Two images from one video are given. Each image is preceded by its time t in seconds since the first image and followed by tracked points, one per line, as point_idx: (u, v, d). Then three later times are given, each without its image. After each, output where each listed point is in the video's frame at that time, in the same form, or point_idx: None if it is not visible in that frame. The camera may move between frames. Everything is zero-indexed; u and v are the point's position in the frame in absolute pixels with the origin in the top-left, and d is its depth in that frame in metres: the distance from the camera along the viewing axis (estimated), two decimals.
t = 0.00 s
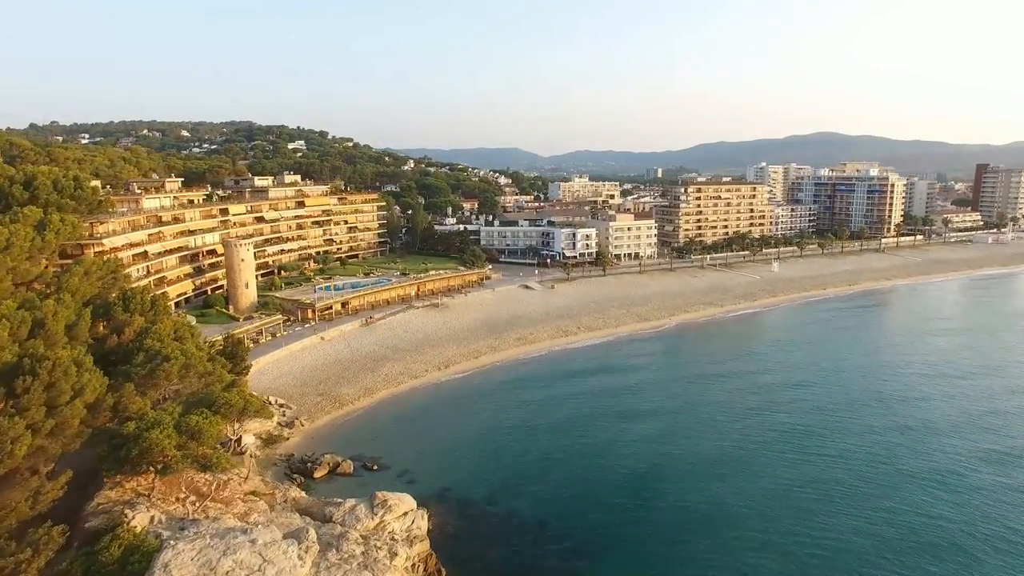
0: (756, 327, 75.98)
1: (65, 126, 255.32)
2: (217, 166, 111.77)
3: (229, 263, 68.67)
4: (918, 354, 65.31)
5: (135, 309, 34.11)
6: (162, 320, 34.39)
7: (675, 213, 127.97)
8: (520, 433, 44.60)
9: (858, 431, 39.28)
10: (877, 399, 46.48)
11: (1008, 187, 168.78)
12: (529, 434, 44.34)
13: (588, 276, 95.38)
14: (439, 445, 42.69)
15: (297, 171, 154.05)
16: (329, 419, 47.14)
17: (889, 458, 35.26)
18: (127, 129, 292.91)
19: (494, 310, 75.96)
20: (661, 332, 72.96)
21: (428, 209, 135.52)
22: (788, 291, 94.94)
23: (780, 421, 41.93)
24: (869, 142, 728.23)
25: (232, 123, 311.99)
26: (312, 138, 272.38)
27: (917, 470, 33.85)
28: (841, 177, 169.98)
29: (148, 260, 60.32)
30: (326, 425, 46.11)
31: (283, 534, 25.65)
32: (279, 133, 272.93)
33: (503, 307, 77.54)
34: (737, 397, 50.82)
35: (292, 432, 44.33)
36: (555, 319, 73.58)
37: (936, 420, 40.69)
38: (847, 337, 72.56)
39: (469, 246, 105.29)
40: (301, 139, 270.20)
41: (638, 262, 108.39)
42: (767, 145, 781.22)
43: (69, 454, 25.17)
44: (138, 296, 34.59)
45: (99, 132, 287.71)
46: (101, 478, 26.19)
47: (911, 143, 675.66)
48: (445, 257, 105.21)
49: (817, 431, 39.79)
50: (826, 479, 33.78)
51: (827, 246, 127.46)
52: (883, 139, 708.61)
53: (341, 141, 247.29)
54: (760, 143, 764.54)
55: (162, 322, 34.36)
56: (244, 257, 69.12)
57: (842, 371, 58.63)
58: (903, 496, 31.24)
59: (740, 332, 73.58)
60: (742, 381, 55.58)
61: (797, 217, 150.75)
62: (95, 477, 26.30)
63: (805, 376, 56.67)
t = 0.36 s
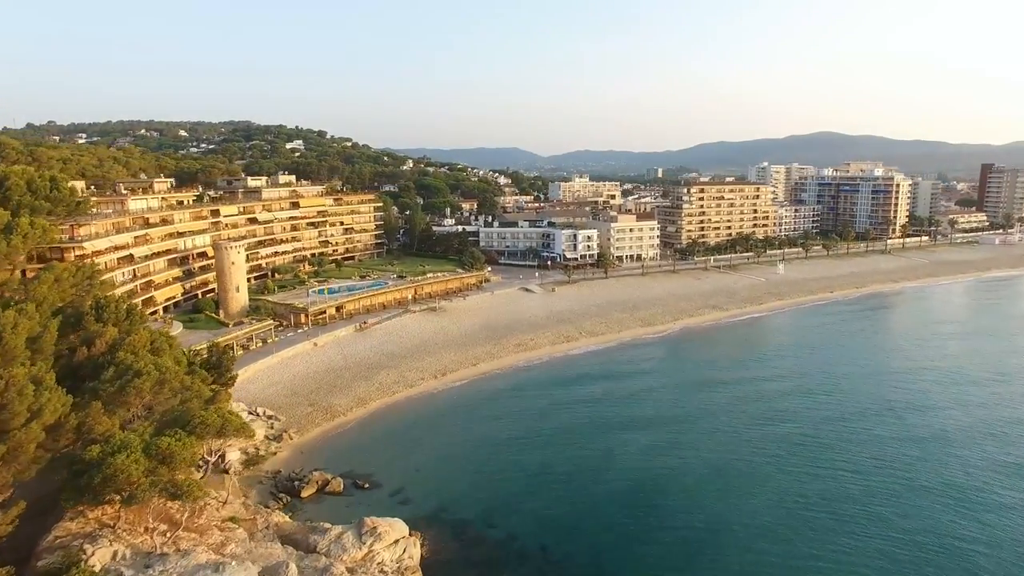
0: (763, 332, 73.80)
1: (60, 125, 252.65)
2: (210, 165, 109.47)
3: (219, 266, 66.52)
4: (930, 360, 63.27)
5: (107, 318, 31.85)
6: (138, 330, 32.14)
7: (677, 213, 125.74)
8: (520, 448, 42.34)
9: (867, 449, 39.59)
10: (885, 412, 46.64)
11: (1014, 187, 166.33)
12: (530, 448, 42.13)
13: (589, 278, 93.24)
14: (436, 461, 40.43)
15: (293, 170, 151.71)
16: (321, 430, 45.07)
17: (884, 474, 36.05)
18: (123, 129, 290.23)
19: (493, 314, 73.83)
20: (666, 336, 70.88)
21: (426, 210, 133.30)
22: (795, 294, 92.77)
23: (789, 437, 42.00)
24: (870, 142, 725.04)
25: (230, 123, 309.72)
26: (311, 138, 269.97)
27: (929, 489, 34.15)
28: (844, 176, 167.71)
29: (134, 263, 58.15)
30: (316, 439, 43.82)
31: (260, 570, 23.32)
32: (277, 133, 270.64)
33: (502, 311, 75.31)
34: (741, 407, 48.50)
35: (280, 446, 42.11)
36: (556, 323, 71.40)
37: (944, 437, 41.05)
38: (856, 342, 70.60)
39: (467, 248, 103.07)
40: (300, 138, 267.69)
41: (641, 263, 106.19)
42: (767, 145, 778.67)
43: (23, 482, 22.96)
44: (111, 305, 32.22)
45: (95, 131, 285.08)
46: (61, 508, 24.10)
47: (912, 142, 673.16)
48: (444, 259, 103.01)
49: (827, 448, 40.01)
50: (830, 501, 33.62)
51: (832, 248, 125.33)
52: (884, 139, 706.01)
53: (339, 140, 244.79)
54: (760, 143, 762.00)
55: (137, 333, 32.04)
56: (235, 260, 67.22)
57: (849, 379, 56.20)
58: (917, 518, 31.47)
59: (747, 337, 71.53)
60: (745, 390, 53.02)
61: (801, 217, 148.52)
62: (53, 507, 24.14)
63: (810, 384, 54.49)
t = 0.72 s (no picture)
0: (769, 337, 71.67)
1: (58, 125, 250.80)
2: (204, 165, 107.18)
3: (208, 269, 64.34)
4: (944, 366, 61.08)
5: (76, 329, 29.57)
6: (110, 342, 29.78)
7: (680, 214, 123.55)
8: (520, 462, 40.10)
9: (873, 460, 38.35)
10: (889, 418, 45.37)
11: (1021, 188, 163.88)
12: (531, 463, 39.83)
13: (590, 281, 91.10)
14: (429, 478, 38.19)
15: (290, 171, 149.54)
16: (311, 443, 42.91)
17: (899, 489, 34.65)
18: (121, 129, 288.06)
19: (492, 318, 71.73)
20: (670, 341, 68.73)
21: (424, 210, 131.16)
22: (801, 297, 90.62)
23: (793, 447, 40.60)
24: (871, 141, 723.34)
25: (228, 124, 307.85)
26: (309, 138, 267.89)
27: (940, 506, 32.95)
28: (849, 176, 165.40)
29: (118, 266, 56.02)
30: (305, 453, 41.59)
31: None
32: (276, 133, 268.44)
33: (502, 316, 73.08)
34: (744, 415, 46.37)
35: (267, 461, 39.88)
36: (557, 327, 69.24)
37: (949, 448, 39.96)
38: (866, 347, 68.47)
39: (466, 250, 100.85)
40: (298, 138, 265.62)
41: (643, 266, 104.04)
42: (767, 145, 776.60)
43: None
44: (81, 314, 29.92)
45: (93, 131, 283.19)
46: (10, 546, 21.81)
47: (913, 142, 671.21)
48: (442, 261, 100.85)
49: (836, 459, 38.58)
50: (843, 518, 32.17)
51: (837, 249, 123.16)
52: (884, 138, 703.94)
53: (338, 140, 242.63)
54: (761, 143, 759.29)
55: (109, 345, 29.75)
56: (226, 263, 65.07)
57: (855, 385, 53.94)
58: (932, 539, 30.19)
59: (754, 341, 69.40)
60: (746, 397, 50.75)
61: (805, 218, 146.28)
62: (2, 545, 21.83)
63: (813, 390, 52.37)
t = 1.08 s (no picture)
0: (776, 341, 69.45)
1: (55, 125, 249.13)
2: (197, 165, 104.92)
3: (197, 273, 62.12)
4: (961, 373, 58.80)
5: (41, 341, 26.91)
6: (78, 355, 27.03)
7: (682, 215, 121.42)
8: (519, 478, 37.82)
9: (885, 472, 36.45)
10: (898, 426, 43.60)
11: None
12: (531, 479, 37.55)
13: (592, 283, 88.94)
14: (423, 496, 35.94)
15: (287, 171, 147.34)
16: (299, 459, 40.63)
17: (923, 507, 32.60)
18: (120, 129, 286.36)
19: (491, 323, 69.54)
20: (675, 346, 66.52)
21: (423, 211, 129.02)
22: (808, 300, 88.43)
23: (802, 458, 38.55)
24: (872, 141, 721.19)
25: (227, 124, 305.90)
26: (308, 137, 265.66)
27: (961, 523, 31.10)
28: (853, 176, 163.12)
29: (102, 270, 53.81)
30: (292, 470, 39.30)
31: None
32: (274, 133, 266.24)
33: (501, 320, 70.84)
34: (749, 424, 44.22)
35: (251, 480, 37.59)
36: (558, 332, 67.03)
37: (963, 458, 38.23)
38: (878, 352, 66.18)
39: (465, 251, 98.59)
40: (297, 137, 263.62)
41: (646, 268, 101.91)
42: (768, 145, 774.54)
43: None
44: (46, 325, 27.27)
45: (92, 131, 281.60)
46: None
47: (914, 142, 669.15)
48: (440, 263, 98.66)
49: (852, 472, 36.59)
50: (864, 538, 30.22)
51: (843, 250, 120.99)
52: (885, 138, 701.66)
53: (337, 140, 240.61)
54: (761, 143, 757.58)
55: (76, 359, 26.96)
56: (215, 266, 62.86)
57: (862, 391, 51.77)
58: (958, 562, 28.28)
59: (762, 346, 67.11)
60: (749, 405, 48.57)
61: (809, 219, 144.06)
62: None
63: (817, 397, 50.26)
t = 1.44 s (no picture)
0: (784, 346, 67.26)
1: (50, 126, 246.35)
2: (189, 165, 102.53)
3: (185, 277, 59.82)
4: (977, 379, 56.68)
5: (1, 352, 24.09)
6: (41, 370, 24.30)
7: (685, 216, 119.18)
8: (516, 495, 35.56)
9: (900, 486, 34.22)
10: (906, 436, 41.49)
11: None
12: (530, 496, 35.34)
13: (593, 286, 86.75)
14: (415, 517, 33.61)
15: (282, 171, 144.94)
16: (287, 475, 38.32)
17: (953, 526, 30.43)
18: (115, 129, 283.54)
19: (490, 328, 67.35)
20: (680, 351, 64.32)
21: (420, 212, 126.72)
22: (814, 303, 86.27)
23: (812, 471, 36.24)
24: (871, 141, 719.40)
25: (224, 123, 303.39)
26: (305, 137, 263.04)
27: (981, 544, 29.05)
28: (857, 176, 160.92)
29: (83, 275, 51.44)
30: (279, 487, 37.11)
31: None
32: (272, 133, 263.79)
33: (500, 325, 68.59)
34: (753, 434, 41.91)
35: (234, 499, 35.27)
36: (559, 337, 64.83)
37: (976, 471, 36.21)
38: (890, 357, 64.04)
39: (463, 253, 96.36)
40: (295, 136, 260.99)
41: (648, 270, 99.70)
42: (767, 145, 772.38)
43: None
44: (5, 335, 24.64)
45: (87, 131, 278.94)
46: None
47: (914, 142, 667.53)
48: (438, 265, 96.42)
49: (874, 487, 34.39)
50: (892, 562, 28.04)
51: (848, 252, 118.79)
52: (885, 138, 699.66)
53: (334, 139, 238.14)
54: (761, 143, 755.84)
55: (38, 373, 24.22)
56: (204, 269, 60.61)
57: (875, 398, 49.56)
58: None
59: (770, 351, 64.93)
60: (753, 413, 46.36)
61: (813, 220, 141.88)
62: None
63: (820, 404, 48.01)
